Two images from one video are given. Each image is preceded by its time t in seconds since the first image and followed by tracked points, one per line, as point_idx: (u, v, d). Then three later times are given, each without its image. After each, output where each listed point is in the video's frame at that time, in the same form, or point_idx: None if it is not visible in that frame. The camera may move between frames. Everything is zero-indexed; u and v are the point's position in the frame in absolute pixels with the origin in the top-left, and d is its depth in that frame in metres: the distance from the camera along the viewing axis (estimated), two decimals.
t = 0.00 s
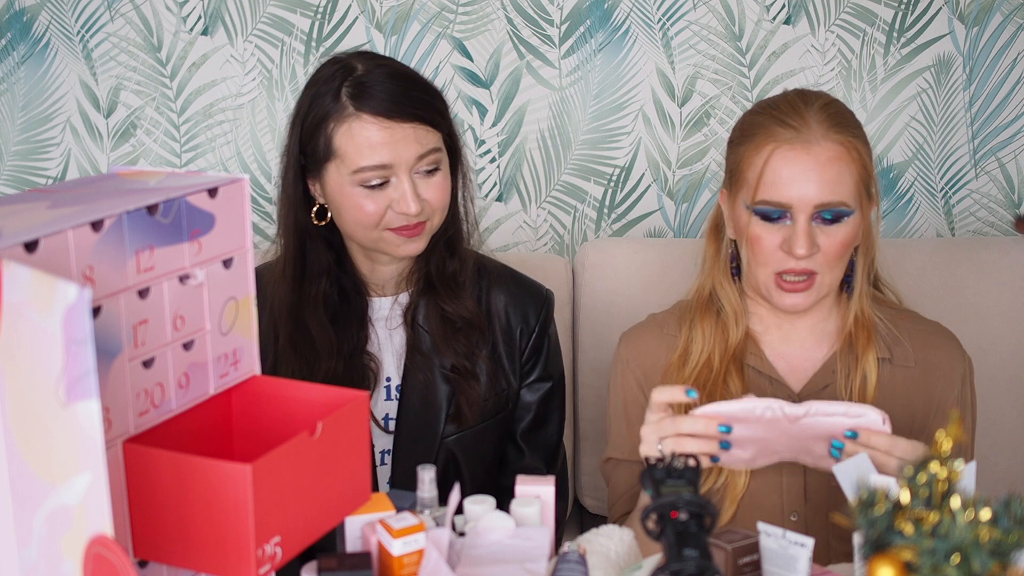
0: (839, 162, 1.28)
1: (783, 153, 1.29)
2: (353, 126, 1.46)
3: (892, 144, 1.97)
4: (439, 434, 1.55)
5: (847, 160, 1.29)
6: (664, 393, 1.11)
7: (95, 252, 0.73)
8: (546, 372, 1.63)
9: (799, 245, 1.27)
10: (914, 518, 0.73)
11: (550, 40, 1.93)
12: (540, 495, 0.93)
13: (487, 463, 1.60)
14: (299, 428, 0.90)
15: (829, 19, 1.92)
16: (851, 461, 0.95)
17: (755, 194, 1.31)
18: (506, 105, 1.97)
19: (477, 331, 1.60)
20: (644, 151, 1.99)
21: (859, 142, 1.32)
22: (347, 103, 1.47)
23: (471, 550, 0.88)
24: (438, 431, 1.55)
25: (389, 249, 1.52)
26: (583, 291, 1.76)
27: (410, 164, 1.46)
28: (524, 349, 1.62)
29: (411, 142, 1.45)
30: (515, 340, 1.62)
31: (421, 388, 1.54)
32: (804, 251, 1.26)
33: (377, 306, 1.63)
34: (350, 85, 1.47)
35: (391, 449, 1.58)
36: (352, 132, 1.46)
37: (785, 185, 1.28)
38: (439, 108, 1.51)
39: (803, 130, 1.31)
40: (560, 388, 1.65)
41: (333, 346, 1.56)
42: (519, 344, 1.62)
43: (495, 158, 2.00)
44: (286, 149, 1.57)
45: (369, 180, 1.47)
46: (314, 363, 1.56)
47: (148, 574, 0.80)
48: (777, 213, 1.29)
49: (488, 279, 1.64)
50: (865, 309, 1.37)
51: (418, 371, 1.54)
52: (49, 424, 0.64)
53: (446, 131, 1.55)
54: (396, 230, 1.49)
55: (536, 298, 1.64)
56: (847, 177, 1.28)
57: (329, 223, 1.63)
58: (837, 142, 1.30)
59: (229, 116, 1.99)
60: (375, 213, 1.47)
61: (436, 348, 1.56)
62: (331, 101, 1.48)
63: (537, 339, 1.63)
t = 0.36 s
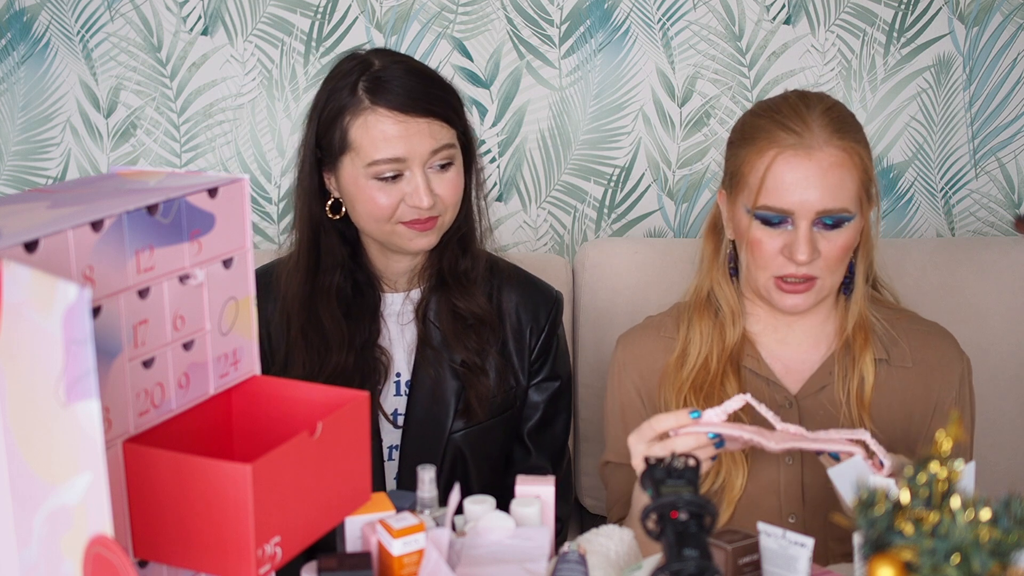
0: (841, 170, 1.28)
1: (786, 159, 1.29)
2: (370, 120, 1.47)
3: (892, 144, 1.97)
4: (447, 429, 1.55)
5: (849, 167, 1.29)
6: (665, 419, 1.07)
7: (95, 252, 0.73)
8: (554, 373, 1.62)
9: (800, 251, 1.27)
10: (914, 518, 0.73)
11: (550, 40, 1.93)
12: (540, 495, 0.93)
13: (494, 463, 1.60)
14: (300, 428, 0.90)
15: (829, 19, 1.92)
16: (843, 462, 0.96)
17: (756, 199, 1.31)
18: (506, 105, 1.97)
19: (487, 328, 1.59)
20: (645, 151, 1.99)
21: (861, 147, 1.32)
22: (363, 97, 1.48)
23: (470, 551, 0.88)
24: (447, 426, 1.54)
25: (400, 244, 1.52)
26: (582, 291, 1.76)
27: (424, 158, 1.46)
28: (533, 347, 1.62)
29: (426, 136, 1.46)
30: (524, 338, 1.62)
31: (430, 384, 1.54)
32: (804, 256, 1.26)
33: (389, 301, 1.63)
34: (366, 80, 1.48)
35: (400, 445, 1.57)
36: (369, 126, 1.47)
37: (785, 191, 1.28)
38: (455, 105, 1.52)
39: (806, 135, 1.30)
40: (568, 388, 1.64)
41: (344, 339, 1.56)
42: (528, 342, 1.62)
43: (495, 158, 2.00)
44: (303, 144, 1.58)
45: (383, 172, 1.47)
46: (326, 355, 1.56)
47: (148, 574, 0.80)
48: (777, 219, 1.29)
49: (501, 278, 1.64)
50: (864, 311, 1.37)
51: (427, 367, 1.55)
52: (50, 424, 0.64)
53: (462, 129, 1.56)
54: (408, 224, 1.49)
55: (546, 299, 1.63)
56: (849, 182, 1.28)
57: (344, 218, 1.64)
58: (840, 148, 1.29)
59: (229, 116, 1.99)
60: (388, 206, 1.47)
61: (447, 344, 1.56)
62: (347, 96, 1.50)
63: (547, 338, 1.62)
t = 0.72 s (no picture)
0: (836, 170, 1.28)
1: (779, 161, 1.29)
2: (375, 116, 1.47)
3: (892, 144, 1.97)
4: (451, 426, 1.54)
5: (844, 168, 1.29)
6: (670, 405, 1.08)
7: (95, 252, 0.73)
8: (556, 372, 1.62)
9: (794, 253, 1.27)
10: (914, 518, 0.73)
11: (550, 40, 1.93)
12: (540, 495, 0.93)
13: (496, 462, 1.60)
14: (299, 428, 0.90)
15: (829, 19, 1.92)
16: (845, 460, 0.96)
17: (750, 202, 1.31)
18: (506, 105, 1.97)
19: (492, 325, 1.59)
20: (645, 151, 1.99)
21: (856, 148, 1.31)
22: (369, 94, 1.48)
23: (470, 551, 0.88)
24: (450, 423, 1.54)
25: (406, 241, 1.52)
26: (582, 291, 1.76)
27: (429, 154, 1.46)
28: (537, 344, 1.62)
29: (431, 132, 1.46)
30: (528, 336, 1.62)
31: (434, 381, 1.54)
32: (799, 258, 1.26)
33: (394, 298, 1.63)
34: (374, 77, 1.49)
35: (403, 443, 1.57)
36: (375, 121, 1.47)
37: (779, 193, 1.28)
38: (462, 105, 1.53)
39: (799, 136, 1.30)
40: (571, 387, 1.64)
41: (350, 333, 1.56)
42: (532, 339, 1.62)
43: (495, 158, 2.00)
44: (309, 140, 1.59)
45: (388, 169, 1.47)
46: (332, 351, 1.56)
47: (148, 574, 0.80)
48: (772, 220, 1.29)
49: (505, 276, 1.64)
50: (861, 310, 1.37)
51: (432, 363, 1.55)
52: (50, 424, 0.64)
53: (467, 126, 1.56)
54: (414, 220, 1.49)
55: (550, 299, 1.63)
56: (843, 184, 1.28)
57: (350, 216, 1.64)
58: (833, 150, 1.29)
59: (229, 116, 1.99)
60: (393, 202, 1.47)
61: (452, 341, 1.56)
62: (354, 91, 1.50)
63: (550, 336, 1.62)
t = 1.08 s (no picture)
0: (828, 169, 1.28)
1: (771, 162, 1.29)
2: (372, 116, 1.47)
3: (893, 144, 1.97)
4: (450, 426, 1.54)
5: (837, 168, 1.29)
6: (675, 404, 1.06)
7: (95, 252, 0.73)
8: (555, 372, 1.62)
9: (788, 253, 1.27)
10: (914, 518, 0.73)
11: (550, 40, 1.93)
12: (540, 495, 0.93)
13: (495, 462, 1.60)
14: (299, 427, 0.90)
15: (829, 19, 1.92)
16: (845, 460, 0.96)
17: (743, 202, 1.31)
18: (506, 105, 1.97)
19: (490, 325, 1.59)
20: (645, 151, 1.99)
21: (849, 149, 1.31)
22: (366, 94, 1.48)
23: (470, 551, 0.88)
24: (449, 423, 1.54)
25: (403, 241, 1.52)
26: (582, 291, 1.76)
27: (425, 154, 1.47)
28: (535, 346, 1.61)
29: (427, 132, 1.46)
30: (526, 337, 1.62)
31: (433, 382, 1.54)
32: (793, 258, 1.27)
33: (392, 299, 1.63)
34: (370, 77, 1.49)
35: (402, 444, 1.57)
36: (370, 122, 1.47)
37: (772, 194, 1.28)
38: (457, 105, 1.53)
39: (792, 137, 1.30)
40: (569, 387, 1.64)
41: (348, 333, 1.56)
42: (530, 340, 1.61)
43: (495, 158, 2.00)
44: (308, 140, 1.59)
45: (385, 168, 1.47)
46: (330, 351, 1.56)
47: (148, 574, 0.80)
48: (766, 220, 1.29)
49: (503, 275, 1.64)
50: (857, 310, 1.37)
51: (431, 363, 1.55)
52: (49, 424, 0.64)
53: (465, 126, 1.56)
54: (410, 220, 1.49)
55: (548, 299, 1.63)
56: (836, 183, 1.28)
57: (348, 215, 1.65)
58: (826, 149, 1.29)
59: (229, 116, 1.99)
60: (391, 203, 1.47)
61: (450, 342, 1.56)
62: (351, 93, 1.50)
63: (548, 337, 1.62)
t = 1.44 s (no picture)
0: (824, 168, 1.28)
1: (767, 161, 1.29)
2: (363, 115, 1.47)
3: (893, 144, 1.97)
4: (450, 428, 1.54)
5: (833, 166, 1.29)
6: (686, 412, 1.10)
7: (95, 252, 0.73)
8: (555, 372, 1.62)
9: (788, 253, 1.27)
10: (914, 518, 0.73)
11: (550, 40, 1.93)
12: (540, 495, 0.93)
13: (495, 463, 1.59)
14: (299, 428, 0.90)
15: (829, 19, 1.92)
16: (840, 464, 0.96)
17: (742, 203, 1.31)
18: (506, 105, 1.97)
19: (490, 327, 1.59)
20: (644, 151, 1.99)
21: (843, 147, 1.31)
22: (359, 92, 1.49)
23: (470, 550, 0.88)
24: (449, 424, 1.54)
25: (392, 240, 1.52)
26: (582, 291, 1.76)
27: (414, 155, 1.47)
28: (535, 347, 1.62)
29: (416, 134, 1.46)
30: (526, 338, 1.62)
31: (433, 385, 1.55)
32: (793, 258, 1.27)
33: (390, 300, 1.63)
34: (365, 75, 1.49)
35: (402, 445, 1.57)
36: (360, 123, 1.48)
37: (764, 194, 1.29)
38: (453, 107, 1.52)
39: (787, 137, 1.30)
40: (569, 387, 1.64)
41: (345, 328, 1.57)
42: (530, 342, 1.62)
43: (495, 158, 2.00)
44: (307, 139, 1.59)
45: (375, 166, 1.47)
46: (325, 345, 1.56)
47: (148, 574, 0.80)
48: (764, 220, 1.29)
49: (502, 276, 1.64)
50: (856, 310, 1.37)
51: (430, 366, 1.55)
52: (49, 424, 0.64)
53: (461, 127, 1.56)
54: (398, 220, 1.49)
55: (547, 300, 1.63)
56: (833, 181, 1.28)
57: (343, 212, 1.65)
58: (821, 147, 1.30)
59: (229, 116, 1.99)
60: (378, 201, 1.48)
61: (449, 344, 1.57)
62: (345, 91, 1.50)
63: (548, 338, 1.62)
